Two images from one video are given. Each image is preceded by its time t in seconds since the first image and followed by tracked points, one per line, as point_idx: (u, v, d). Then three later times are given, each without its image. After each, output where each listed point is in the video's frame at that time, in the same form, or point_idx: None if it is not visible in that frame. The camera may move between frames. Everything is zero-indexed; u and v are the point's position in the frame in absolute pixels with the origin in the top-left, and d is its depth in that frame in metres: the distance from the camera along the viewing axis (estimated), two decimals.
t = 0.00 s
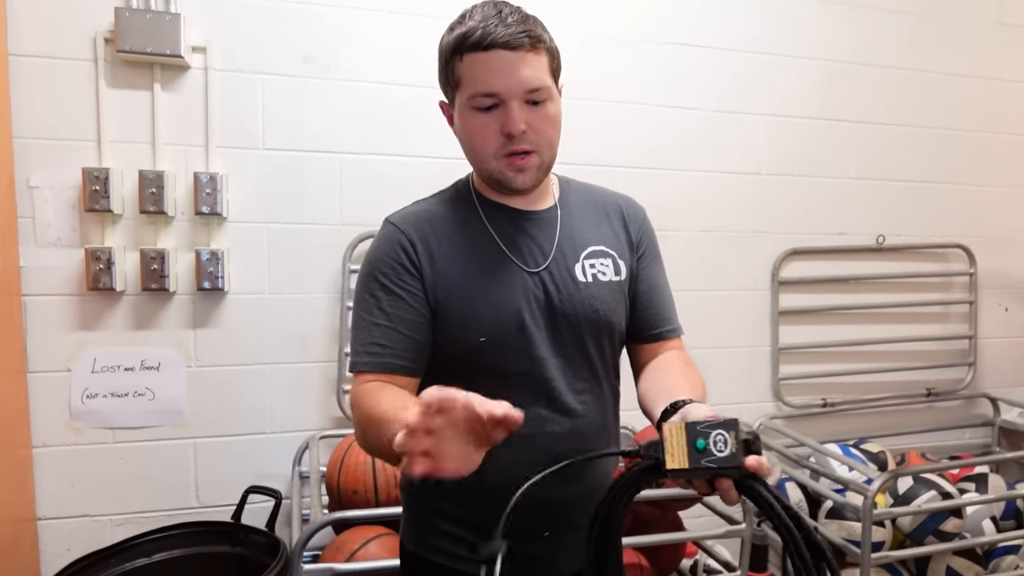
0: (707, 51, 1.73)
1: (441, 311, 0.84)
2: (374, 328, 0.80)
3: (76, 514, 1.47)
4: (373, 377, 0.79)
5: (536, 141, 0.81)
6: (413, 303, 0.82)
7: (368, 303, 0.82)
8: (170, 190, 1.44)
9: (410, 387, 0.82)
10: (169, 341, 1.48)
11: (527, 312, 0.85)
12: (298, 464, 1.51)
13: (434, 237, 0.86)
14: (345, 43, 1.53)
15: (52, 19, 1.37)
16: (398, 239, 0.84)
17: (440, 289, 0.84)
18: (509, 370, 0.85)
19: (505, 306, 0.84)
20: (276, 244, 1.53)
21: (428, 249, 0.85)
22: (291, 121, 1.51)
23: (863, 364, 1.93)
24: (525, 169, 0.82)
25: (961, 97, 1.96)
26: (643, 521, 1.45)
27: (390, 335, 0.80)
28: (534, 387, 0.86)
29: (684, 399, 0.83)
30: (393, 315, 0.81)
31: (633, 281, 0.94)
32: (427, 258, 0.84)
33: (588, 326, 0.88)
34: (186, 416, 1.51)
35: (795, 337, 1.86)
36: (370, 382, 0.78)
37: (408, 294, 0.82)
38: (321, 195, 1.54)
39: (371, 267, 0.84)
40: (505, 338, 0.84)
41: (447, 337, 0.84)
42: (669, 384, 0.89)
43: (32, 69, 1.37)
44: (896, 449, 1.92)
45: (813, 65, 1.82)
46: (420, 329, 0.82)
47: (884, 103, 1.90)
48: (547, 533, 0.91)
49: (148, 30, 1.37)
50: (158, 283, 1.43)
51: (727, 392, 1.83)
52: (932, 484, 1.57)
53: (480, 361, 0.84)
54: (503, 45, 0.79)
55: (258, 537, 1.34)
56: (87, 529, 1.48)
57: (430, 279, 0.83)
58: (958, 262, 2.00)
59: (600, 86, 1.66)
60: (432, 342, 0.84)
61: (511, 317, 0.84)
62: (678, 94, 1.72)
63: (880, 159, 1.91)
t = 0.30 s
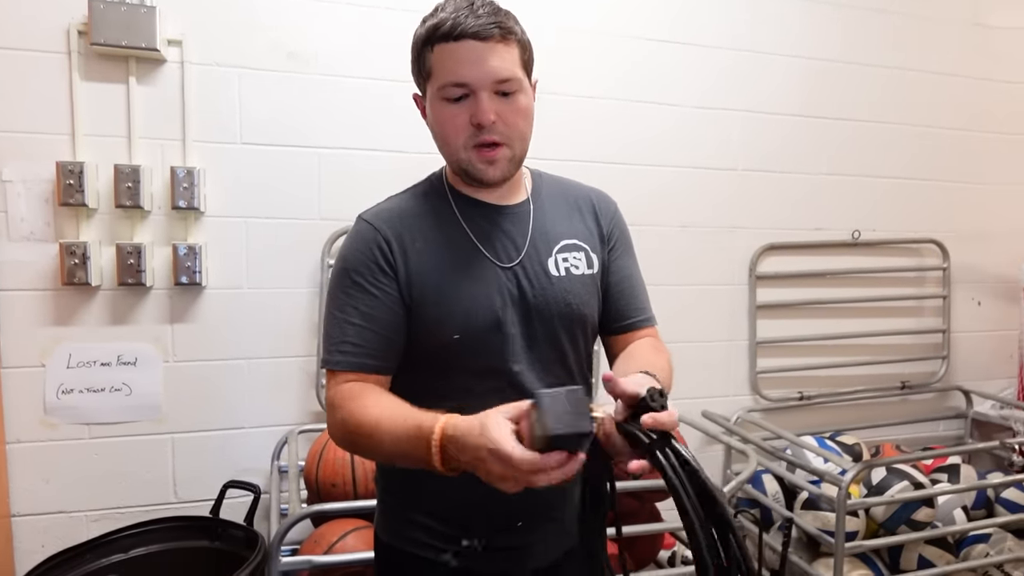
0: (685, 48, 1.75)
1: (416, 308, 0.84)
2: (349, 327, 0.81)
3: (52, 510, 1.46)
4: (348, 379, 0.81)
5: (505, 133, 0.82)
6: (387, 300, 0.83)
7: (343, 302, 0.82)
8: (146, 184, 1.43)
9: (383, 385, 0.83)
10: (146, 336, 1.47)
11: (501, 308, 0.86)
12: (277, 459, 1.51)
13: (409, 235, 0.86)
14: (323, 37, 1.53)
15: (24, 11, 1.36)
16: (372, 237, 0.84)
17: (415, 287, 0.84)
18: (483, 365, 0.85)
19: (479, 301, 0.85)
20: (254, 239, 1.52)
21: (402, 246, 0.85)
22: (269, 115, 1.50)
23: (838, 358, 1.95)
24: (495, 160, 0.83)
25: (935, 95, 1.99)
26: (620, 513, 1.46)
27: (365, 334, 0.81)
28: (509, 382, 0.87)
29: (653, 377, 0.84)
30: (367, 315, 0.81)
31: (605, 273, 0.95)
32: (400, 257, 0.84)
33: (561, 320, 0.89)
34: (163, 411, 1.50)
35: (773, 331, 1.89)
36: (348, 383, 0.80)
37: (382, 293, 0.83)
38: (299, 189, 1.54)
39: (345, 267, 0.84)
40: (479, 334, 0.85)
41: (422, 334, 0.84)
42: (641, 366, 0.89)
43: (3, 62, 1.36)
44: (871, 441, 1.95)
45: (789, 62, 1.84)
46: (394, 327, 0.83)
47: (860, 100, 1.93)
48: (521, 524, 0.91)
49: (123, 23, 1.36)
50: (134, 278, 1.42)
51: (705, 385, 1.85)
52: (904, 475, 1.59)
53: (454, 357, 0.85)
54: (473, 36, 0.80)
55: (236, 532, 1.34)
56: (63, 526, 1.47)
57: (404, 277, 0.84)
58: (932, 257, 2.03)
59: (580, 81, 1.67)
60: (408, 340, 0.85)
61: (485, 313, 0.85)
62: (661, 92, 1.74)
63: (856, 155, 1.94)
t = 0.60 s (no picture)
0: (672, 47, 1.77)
1: (395, 303, 0.87)
2: (329, 321, 0.84)
3: (44, 502, 1.48)
4: (330, 371, 0.84)
5: (477, 125, 0.84)
6: (368, 297, 0.85)
7: (325, 296, 0.85)
8: (138, 180, 1.44)
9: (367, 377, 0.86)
10: (138, 330, 1.49)
11: (480, 303, 0.88)
12: (267, 452, 1.53)
13: (391, 232, 0.88)
14: (314, 35, 1.54)
15: (16, 8, 1.37)
16: (356, 235, 0.86)
17: (395, 283, 0.86)
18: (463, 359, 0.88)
19: (458, 298, 0.87)
20: (244, 235, 1.54)
21: (384, 243, 0.87)
22: (260, 113, 1.52)
23: (822, 354, 1.99)
24: (467, 152, 0.85)
25: (918, 95, 2.02)
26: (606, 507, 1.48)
27: (343, 327, 0.84)
28: (486, 377, 0.89)
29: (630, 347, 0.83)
30: (349, 310, 0.84)
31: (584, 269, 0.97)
32: (382, 254, 0.86)
33: (539, 316, 0.91)
34: (155, 405, 1.52)
35: (757, 327, 1.92)
36: (331, 375, 0.83)
37: (363, 289, 0.85)
38: (289, 185, 1.56)
39: (327, 263, 0.86)
40: (457, 329, 0.87)
41: (401, 327, 0.87)
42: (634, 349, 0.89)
43: None
44: (854, 436, 1.99)
45: (783, 62, 1.87)
46: (374, 322, 0.85)
47: (846, 98, 1.95)
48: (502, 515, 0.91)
49: (115, 20, 1.38)
50: (126, 273, 1.44)
51: (690, 381, 1.87)
52: (884, 469, 1.62)
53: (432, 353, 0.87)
54: (444, 29, 0.82)
55: (226, 523, 1.36)
56: (55, 518, 1.49)
57: (385, 273, 0.86)
58: (914, 255, 2.07)
59: (568, 79, 1.69)
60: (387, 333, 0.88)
61: (464, 308, 0.87)
62: (661, 92, 1.77)
63: (841, 154, 1.97)
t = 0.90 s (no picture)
0: (680, 47, 1.79)
1: (398, 300, 0.91)
2: (335, 317, 0.89)
3: (68, 490, 1.53)
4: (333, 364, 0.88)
5: (476, 128, 0.87)
6: (371, 294, 0.90)
7: (331, 293, 0.90)
8: (158, 180, 1.49)
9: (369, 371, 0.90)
10: (157, 325, 1.54)
11: (479, 301, 0.91)
12: (281, 444, 1.58)
13: (395, 231, 0.92)
14: (326, 38, 1.58)
15: (41, 13, 1.42)
16: (361, 235, 0.91)
17: (398, 281, 0.90)
18: (462, 354, 0.91)
19: (459, 295, 0.90)
20: (259, 233, 1.58)
21: (387, 242, 0.91)
22: (275, 114, 1.56)
23: (831, 353, 1.99)
24: (467, 154, 0.88)
25: (930, 94, 2.02)
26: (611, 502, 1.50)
27: (348, 322, 0.89)
28: (488, 372, 0.92)
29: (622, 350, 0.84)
30: (354, 307, 0.89)
31: (586, 265, 0.99)
32: (385, 254, 0.91)
33: (539, 314, 0.93)
34: (174, 397, 1.57)
35: (765, 326, 1.93)
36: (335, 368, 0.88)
37: (367, 287, 0.90)
38: (302, 183, 1.60)
39: (335, 263, 0.91)
40: (457, 326, 0.90)
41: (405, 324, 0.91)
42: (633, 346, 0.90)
43: (22, 63, 1.42)
44: (862, 435, 1.99)
45: (782, 61, 1.87)
46: (378, 318, 0.90)
47: (856, 98, 1.95)
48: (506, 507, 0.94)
49: (135, 25, 1.42)
50: (146, 269, 1.49)
51: (698, 379, 1.89)
52: (892, 468, 1.62)
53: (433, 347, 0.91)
54: (441, 36, 0.85)
55: (241, 513, 1.40)
56: (78, 505, 1.54)
57: (387, 271, 0.90)
58: (925, 254, 2.06)
59: (576, 80, 1.71)
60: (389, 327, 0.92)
61: (464, 306, 0.90)
62: (658, 91, 1.78)
63: (851, 153, 1.97)
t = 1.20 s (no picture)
0: (703, 48, 1.79)
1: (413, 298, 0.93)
2: (352, 315, 0.92)
3: (100, 481, 1.58)
4: (338, 355, 0.92)
5: (512, 130, 0.88)
6: (385, 294, 0.93)
7: (349, 291, 0.93)
8: (188, 180, 1.53)
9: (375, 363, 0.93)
10: (186, 321, 1.58)
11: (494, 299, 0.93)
12: (305, 440, 1.61)
13: (412, 231, 0.94)
14: (352, 41, 1.61)
15: (77, 19, 1.47)
16: (377, 234, 0.93)
17: (414, 281, 0.92)
18: (477, 352, 0.93)
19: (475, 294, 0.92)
20: (285, 232, 1.62)
21: (404, 241, 0.93)
22: (301, 115, 1.60)
23: (854, 356, 1.97)
24: (500, 154, 0.90)
25: (958, 94, 1.99)
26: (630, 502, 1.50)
27: (364, 320, 0.92)
28: (502, 370, 0.93)
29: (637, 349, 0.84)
30: (366, 305, 0.92)
31: (603, 262, 1.00)
32: (400, 253, 0.93)
33: (555, 313, 0.94)
34: (202, 391, 1.61)
35: (788, 328, 1.91)
36: (339, 358, 0.91)
37: (380, 287, 0.93)
38: (327, 183, 1.63)
39: (351, 261, 0.94)
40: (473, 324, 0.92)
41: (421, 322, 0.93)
42: (659, 341, 0.90)
43: (60, 66, 1.47)
44: (887, 439, 1.97)
45: (806, 61, 1.87)
46: (390, 317, 0.93)
47: (881, 99, 1.94)
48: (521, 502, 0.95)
49: (168, 29, 1.47)
50: (176, 267, 1.53)
51: (718, 380, 1.88)
52: (915, 472, 1.61)
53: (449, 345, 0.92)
54: (490, 37, 0.87)
55: (266, 506, 1.44)
56: (109, 495, 1.59)
57: (404, 270, 0.93)
58: (953, 256, 2.03)
59: (598, 83, 1.72)
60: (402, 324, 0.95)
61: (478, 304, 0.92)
62: (668, 88, 1.78)
63: (875, 154, 1.95)
